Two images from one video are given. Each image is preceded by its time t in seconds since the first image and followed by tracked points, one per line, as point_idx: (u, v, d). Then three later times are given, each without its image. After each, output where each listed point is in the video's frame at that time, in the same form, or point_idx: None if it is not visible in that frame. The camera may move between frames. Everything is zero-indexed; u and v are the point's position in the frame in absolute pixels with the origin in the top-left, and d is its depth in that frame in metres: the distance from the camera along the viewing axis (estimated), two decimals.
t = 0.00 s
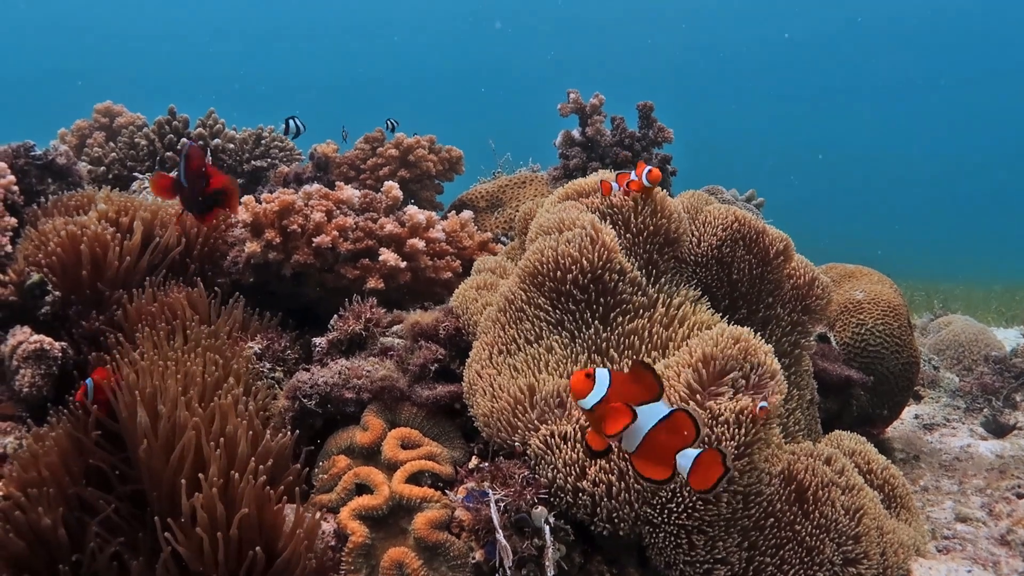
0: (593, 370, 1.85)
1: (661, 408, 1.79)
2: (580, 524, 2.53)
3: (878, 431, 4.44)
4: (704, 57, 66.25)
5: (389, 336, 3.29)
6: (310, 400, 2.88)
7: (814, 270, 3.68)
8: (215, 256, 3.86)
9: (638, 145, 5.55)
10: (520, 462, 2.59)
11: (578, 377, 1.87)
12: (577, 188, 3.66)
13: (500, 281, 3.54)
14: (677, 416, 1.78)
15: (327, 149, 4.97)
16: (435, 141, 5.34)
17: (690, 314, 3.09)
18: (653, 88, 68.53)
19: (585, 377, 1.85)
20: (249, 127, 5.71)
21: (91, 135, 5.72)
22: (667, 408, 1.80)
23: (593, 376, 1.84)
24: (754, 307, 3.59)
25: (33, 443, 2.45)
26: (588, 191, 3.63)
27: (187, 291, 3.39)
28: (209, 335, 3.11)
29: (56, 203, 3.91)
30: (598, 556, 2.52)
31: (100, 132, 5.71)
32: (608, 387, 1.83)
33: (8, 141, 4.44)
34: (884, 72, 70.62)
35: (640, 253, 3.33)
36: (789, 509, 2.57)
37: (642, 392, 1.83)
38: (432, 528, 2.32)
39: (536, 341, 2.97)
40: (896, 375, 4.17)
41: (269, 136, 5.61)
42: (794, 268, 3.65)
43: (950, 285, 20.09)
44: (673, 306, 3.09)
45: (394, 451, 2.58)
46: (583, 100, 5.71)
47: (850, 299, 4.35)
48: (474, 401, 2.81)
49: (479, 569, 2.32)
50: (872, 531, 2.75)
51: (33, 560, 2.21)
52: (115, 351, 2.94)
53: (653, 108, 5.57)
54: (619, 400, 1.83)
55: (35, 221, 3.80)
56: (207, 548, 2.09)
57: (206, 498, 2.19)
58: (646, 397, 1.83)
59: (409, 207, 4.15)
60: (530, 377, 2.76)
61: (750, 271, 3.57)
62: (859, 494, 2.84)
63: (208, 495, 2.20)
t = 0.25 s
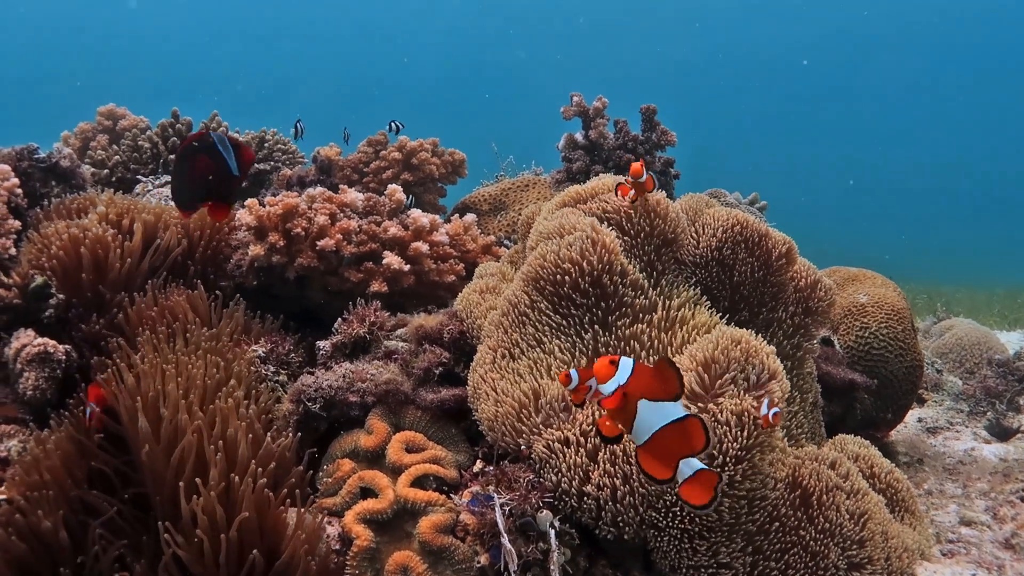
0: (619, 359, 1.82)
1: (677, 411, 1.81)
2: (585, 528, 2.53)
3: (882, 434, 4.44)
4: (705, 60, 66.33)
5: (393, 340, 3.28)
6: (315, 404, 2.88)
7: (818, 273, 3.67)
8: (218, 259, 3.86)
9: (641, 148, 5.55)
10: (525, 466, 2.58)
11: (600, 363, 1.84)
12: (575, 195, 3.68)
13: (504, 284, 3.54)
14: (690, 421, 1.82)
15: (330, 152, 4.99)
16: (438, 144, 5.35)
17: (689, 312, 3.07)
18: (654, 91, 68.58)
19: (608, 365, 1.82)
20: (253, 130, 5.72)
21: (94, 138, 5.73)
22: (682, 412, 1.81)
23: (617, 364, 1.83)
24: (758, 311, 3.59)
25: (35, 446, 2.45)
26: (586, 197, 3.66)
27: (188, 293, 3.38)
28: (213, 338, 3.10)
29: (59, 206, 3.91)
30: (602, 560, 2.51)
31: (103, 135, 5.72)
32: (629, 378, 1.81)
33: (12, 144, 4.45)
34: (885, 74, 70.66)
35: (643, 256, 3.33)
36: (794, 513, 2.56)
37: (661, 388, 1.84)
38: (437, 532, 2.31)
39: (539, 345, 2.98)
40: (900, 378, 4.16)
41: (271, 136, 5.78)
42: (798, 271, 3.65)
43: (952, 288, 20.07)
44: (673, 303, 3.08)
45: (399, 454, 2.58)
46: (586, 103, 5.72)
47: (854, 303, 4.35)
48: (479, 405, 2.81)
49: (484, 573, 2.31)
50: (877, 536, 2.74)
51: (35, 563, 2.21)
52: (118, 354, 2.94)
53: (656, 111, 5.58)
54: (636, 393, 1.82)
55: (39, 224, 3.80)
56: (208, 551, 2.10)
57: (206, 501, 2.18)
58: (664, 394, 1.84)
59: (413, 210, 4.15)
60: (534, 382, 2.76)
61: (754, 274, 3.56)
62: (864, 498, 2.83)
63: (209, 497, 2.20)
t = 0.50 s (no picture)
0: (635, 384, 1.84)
1: (703, 421, 1.76)
2: (589, 532, 2.53)
3: (885, 438, 4.43)
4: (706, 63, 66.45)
5: (397, 343, 3.29)
6: (318, 407, 2.88)
7: (821, 277, 3.66)
8: (221, 262, 3.86)
9: (644, 151, 5.55)
10: (529, 469, 2.58)
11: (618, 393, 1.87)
12: (573, 202, 3.69)
13: (507, 288, 3.54)
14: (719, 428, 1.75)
15: (333, 155, 5.00)
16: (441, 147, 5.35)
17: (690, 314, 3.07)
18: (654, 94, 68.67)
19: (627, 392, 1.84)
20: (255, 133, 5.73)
21: (97, 141, 5.74)
22: (710, 422, 1.76)
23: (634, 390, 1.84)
24: (761, 314, 3.58)
25: (36, 449, 2.45)
26: (584, 203, 3.67)
27: (189, 297, 3.37)
28: (215, 341, 3.10)
29: (62, 209, 3.91)
30: (606, 563, 2.51)
31: (106, 138, 5.73)
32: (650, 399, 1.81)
33: (14, 147, 4.45)
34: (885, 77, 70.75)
35: (645, 259, 3.33)
36: (798, 516, 2.56)
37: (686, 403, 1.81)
38: (440, 535, 2.31)
39: (541, 349, 2.98)
40: (902, 381, 4.16)
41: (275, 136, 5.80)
42: (801, 274, 3.64)
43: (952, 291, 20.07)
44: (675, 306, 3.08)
45: (402, 457, 2.58)
46: (588, 106, 5.73)
47: (856, 306, 4.35)
48: (482, 408, 2.81)
49: None
50: (881, 539, 2.74)
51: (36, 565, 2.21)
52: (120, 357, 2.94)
53: (658, 115, 5.59)
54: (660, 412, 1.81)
55: (41, 227, 3.81)
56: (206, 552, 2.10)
57: (203, 505, 2.18)
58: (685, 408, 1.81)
59: (416, 213, 4.15)
60: (537, 385, 2.76)
61: (756, 277, 3.56)
62: (868, 502, 2.83)
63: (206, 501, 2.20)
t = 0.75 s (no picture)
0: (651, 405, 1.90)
1: (711, 437, 1.74)
2: (590, 530, 2.52)
3: (886, 437, 4.43)
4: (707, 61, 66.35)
5: (397, 342, 3.29)
6: (319, 406, 2.88)
7: (823, 276, 3.66)
8: (221, 261, 3.86)
9: (645, 150, 5.54)
10: (529, 468, 2.58)
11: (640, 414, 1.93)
12: (571, 202, 3.70)
13: (507, 286, 3.54)
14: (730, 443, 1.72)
15: (333, 154, 5.00)
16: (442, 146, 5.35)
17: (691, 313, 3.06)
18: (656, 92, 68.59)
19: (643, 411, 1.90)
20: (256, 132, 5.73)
21: (98, 140, 5.74)
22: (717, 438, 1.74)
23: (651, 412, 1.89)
24: (762, 313, 3.58)
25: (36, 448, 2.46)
26: (582, 203, 3.68)
27: (187, 297, 3.35)
28: (216, 340, 3.10)
29: (63, 208, 3.92)
30: (607, 562, 2.51)
31: (107, 137, 5.73)
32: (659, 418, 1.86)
33: (16, 146, 4.46)
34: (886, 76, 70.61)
35: (645, 258, 3.32)
36: (800, 515, 2.55)
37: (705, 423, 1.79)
38: (441, 533, 2.31)
39: (542, 347, 2.98)
40: (904, 380, 4.15)
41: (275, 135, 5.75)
42: (803, 273, 3.64)
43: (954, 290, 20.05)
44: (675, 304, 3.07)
45: (403, 456, 2.58)
46: (589, 105, 5.72)
47: (858, 305, 4.34)
48: (483, 407, 2.81)
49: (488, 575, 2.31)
50: (883, 537, 2.74)
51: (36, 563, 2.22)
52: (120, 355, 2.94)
53: (660, 113, 5.58)
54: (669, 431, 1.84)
55: (43, 225, 3.81)
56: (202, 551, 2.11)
57: (200, 503, 2.18)
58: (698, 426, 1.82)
59: (416, 212, 4.15)
60: (538, 384, 2.76)
61: (758, 276, 3.55)
62: (870, 500, 2.83)
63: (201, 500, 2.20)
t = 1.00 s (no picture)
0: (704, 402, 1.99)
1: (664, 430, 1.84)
2: (587, 535, 2.52)
3: (883, 441, 4.43)
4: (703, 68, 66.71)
5: (393, 346, 3.28)
6: (314, 410, 2.87)
7: (820, 281, 3.66)
8: (217, 266, 3.85)
9: (640, 155, 5.56)
10: (525, 473, 2.57)
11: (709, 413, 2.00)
12: (568, 206, 3.71)
13: (503, 291, 3.54)
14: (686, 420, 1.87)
15: (330, 159, 5.00)
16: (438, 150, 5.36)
17: (688, 317, 3.06)
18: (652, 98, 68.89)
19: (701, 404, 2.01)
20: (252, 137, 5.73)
21: (94, 145, 5.73)
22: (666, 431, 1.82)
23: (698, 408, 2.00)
24: (759, 317, 3.58)
25: (31, 453, 2.44)
26: (580, 207, 3.69)
27: (182, 302, 3.31)
28: (211, 344, 3.09)
29: (58, 213, 3.91)
30: (604, 567, 2.50)
31: (103, 142, 5.73)
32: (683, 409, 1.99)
33: (11, 151, 4.45)
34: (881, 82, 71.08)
35: (643, 262, 3.32)
36: (797, 518, 2.55)
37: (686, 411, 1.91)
38: (437, 538, 2.30)
39: (538, 351, 2.97)
40: (900, 384, 4.16)
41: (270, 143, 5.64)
42: (800, 278, 3.64)
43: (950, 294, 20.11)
44: (672, 308, 3.07)
45: (399, 461, 2.57)
46: (585, 110, 5.74)
47: (854, 309, 4.35)
48: (479, 411, 2.80)
49: None
50: (881, 541, 2.73)
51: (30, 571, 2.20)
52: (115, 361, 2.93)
53: (656, 118, 5.60)
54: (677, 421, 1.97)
55: (38, 230, 3.80)
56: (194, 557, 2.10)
57: (193, 508, 2.17)
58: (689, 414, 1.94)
59: (413, 217, 4.15)
60: (534, 388, 2.75)
61: (755, 280, 3.56)
62: (867, 504, 2.82)
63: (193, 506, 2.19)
